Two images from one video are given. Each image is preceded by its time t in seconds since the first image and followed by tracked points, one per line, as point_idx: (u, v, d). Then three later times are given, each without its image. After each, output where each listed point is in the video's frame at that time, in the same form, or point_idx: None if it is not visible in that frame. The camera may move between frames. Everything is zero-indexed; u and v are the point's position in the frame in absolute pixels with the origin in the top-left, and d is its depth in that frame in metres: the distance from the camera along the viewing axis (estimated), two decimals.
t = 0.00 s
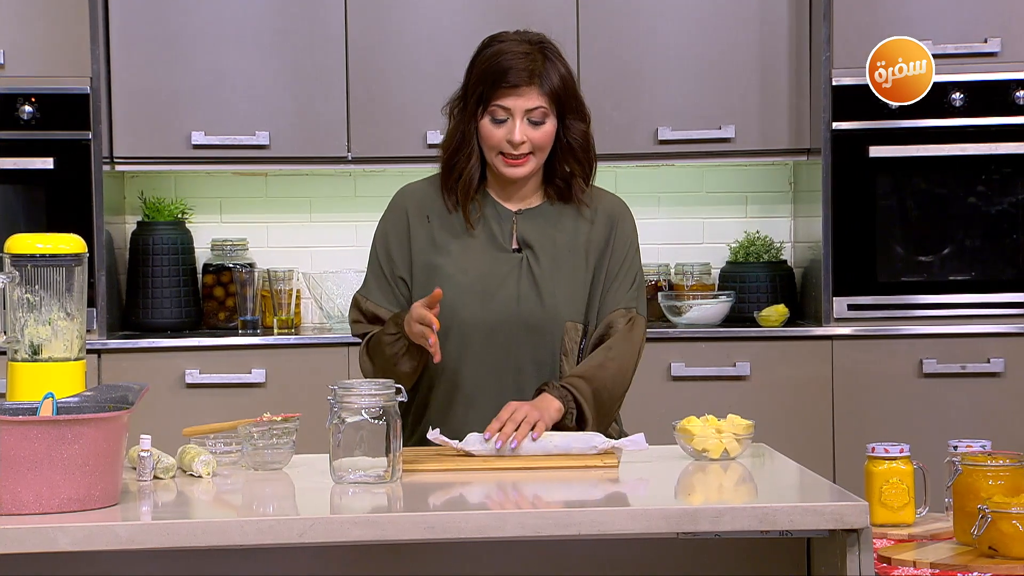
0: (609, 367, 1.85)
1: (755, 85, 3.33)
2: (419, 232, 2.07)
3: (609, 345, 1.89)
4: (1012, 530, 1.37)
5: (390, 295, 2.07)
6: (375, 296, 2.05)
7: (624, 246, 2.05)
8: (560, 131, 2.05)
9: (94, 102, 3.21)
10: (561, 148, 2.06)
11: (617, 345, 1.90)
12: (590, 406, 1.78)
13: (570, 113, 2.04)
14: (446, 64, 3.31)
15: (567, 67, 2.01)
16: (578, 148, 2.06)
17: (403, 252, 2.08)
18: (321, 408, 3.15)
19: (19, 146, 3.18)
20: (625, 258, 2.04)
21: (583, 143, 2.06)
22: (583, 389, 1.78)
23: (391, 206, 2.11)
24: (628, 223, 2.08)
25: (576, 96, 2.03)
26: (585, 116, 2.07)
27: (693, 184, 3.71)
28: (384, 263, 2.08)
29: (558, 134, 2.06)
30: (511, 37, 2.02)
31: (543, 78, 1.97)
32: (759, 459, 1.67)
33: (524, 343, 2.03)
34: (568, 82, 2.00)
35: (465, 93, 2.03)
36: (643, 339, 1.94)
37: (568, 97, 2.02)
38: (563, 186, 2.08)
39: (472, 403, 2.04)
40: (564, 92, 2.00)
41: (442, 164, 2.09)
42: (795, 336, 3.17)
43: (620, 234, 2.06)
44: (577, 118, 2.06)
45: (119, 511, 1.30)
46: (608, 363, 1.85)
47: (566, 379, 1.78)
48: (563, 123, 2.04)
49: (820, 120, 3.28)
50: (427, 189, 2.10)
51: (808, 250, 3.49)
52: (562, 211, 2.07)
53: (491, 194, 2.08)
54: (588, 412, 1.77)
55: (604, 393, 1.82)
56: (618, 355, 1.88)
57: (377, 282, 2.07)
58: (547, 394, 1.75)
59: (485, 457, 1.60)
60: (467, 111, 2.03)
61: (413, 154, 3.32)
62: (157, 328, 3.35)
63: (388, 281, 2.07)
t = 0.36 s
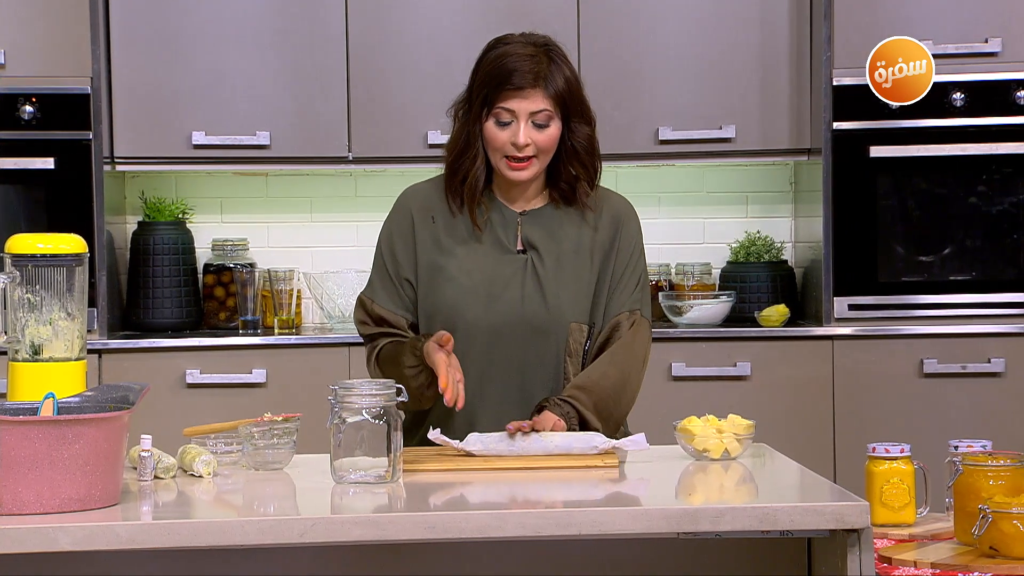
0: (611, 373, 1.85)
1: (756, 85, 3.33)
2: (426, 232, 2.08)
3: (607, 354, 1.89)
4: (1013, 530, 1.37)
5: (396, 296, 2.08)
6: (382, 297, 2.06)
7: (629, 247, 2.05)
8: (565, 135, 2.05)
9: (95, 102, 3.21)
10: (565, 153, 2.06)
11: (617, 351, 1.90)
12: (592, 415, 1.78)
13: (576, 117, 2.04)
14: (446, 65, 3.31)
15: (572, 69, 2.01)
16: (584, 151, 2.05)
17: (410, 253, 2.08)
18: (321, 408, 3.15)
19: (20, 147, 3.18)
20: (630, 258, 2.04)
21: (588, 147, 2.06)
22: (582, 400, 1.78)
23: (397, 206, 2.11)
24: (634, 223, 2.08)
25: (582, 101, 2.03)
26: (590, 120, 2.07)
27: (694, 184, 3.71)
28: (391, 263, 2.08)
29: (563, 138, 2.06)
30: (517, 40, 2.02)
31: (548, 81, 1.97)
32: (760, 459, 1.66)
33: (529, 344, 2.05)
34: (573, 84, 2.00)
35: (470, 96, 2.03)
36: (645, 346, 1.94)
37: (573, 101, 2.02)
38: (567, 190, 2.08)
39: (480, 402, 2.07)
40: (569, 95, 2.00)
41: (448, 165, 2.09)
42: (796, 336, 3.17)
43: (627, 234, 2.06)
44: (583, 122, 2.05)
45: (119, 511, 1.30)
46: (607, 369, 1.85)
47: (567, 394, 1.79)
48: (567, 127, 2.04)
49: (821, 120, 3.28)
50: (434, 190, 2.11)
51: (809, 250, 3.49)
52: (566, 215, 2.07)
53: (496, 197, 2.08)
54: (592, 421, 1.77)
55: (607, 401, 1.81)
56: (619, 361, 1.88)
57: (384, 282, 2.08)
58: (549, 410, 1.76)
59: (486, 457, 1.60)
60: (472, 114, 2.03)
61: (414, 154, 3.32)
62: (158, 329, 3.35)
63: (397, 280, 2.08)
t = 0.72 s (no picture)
0: (621, 373, 1.86)
1: (757, 85, 3.33)
2: (432, 232, 2.05)
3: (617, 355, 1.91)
4: (1015, 530, 1.37)
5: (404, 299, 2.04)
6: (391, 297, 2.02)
7: (638, 247, 2.06)
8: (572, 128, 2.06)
9: (96, 102, 3.21)
10: (573, 150, 2.06)
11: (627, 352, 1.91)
12: (602, 415, 1.79)
13: (582, 108, 2.06)
14: (448, 65, 3.31)
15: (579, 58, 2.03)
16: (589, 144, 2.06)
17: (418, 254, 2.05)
18: (322, 408, 3.16)
19: (22, 147, 3.18)
20: (638, 260, 2.05)
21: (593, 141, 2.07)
22: (592, 400, 1.80)
23: (402, 208, 2.08)
24: (642, 222, 2.09)
25: (588, 92, 2.05)
26: (596, 114, 2.08)
27: (696, 183, 3.71)
28: (398, 265, 2.05)
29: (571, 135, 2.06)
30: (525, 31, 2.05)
31: (558, 66, 1.99)
32: (762, 459, 1.66)
33: (537, 345, 2.03)
34: (582, 72, 2.02)
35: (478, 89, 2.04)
36: (652, 347, 1.95)
37: (581, 92, 2.03)
38: (575, 189, 2.07)
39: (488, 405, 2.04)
40: (577, 82, 2.02)
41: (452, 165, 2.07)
42: (797, 336, 3.17)
43: (633, 234, 2.07)
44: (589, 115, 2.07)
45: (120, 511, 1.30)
46: (616, 369, 1.87)
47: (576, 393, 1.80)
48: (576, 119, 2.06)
49: (822, 120, 3.27)
50: (438, 191, 2.09)
51: (811, 250, 3.49)
52: (573, 217, 2.06)
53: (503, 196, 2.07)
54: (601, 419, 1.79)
55: (616, 401, 1.83)
56: (628, 361, 1.89)
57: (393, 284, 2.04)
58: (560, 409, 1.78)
59: (488, 457, 1.60)
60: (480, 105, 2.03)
61: (415, 154, 3.32)
62: (159, 329, 3.35)
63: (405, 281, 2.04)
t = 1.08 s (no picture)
0: (642, 371, 1.88)
1: (758, 85, 3.33)
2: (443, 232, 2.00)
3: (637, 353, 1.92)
4: (1015, 530, 1.37)
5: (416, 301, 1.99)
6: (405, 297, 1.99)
7: (645, 249, 2.05)
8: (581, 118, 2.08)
9: (97, 103, 3.21)
10: (583, 139, 2.06)
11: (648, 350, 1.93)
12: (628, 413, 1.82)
13: (585, 96, 2.07)
14: (449, 65, 3.31)
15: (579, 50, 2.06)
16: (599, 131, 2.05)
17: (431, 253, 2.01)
18: (323, 408, 3.16)
19: (22, 147, 3.18)
20: (648, 261, 2.04)
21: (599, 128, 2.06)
22: (616, 399, 1.82)
23: (413, 210, 2.04)
24: (648, 222, 2.07)
25: (590, 81, 2.07)
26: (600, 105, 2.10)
27: (696, 183, 3.71)
28: (415, 266, 2.01)
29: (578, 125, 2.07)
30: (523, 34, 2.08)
31: (560, 54, 2.02)
32: (763, 459, 1.67)
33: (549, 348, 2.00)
34: (582, 61, 2.04)
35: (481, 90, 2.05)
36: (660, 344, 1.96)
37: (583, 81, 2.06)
38: (589, 180, 2.04)
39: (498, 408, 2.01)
40: (578, 70, 2.04)
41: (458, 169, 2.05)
42: (797, 336, 3.17)
43: (641, 233, 2.05)
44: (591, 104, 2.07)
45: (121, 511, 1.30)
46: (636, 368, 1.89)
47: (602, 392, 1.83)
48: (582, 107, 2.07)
49: (824, 120, 3.27)
50: (449, 189, 2.04)
51: (812, 250, 3.48)
52: (584, 215, 2.03)
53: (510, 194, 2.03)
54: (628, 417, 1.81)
55: (640, 398, 1.85)
56: (645, 358, 1.91)
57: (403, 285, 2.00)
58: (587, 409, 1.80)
59: (488, 457, 1.60)
60: (484, 104, 2.04)
61: (416, 154, 3.32)
62: (160, 328, 3.35)
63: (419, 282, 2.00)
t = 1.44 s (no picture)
0: (641, 373, 1.89)
1: (757, 85, 3.33)
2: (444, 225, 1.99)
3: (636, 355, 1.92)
4: (1014, 530, 1.37)
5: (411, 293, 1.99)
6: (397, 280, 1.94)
7: (644, 247, 2.05)
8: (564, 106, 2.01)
9: (97, 103, 3.21)
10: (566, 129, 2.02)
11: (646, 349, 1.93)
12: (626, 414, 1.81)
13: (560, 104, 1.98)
14: (449, 65, 3.31)
15: (547, 56, 1.96)
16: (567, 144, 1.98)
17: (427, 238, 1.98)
18: (322, 408, 3.16)
19: (22, 147, 3.18)
20: (647, 258, 2.04)
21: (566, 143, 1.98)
22: (616, 400, 1.81)
23: (412, 201, 2.03)
24: (648, 219, 2.08)
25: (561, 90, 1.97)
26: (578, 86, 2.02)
27: (695, 184, 3.71)
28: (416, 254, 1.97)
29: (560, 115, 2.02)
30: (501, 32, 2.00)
31: (517, 61, 1.94)
32: (762, 459, 1.67)
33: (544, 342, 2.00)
34: (546, 71, 1.95)
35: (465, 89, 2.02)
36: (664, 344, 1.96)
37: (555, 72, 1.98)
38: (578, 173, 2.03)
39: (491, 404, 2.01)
40: (541, 80, 1.94)
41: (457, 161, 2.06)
42: (797, 336, 3.18)
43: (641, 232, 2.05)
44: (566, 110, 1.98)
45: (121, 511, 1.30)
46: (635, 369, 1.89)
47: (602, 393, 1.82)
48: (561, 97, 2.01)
49: (824, 120, 3.27)
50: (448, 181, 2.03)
51: (812, 250, 3.48)
52: (580, 212, 2.03)
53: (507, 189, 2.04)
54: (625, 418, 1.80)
55: (636, 402, 1.85)
56: (646, 359, 1.91)
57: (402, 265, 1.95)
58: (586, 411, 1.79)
59: (488, 457, 1.60)
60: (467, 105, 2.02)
61: (415, 154, 3.32)
62: (159, 328, 3.35)
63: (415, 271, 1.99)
